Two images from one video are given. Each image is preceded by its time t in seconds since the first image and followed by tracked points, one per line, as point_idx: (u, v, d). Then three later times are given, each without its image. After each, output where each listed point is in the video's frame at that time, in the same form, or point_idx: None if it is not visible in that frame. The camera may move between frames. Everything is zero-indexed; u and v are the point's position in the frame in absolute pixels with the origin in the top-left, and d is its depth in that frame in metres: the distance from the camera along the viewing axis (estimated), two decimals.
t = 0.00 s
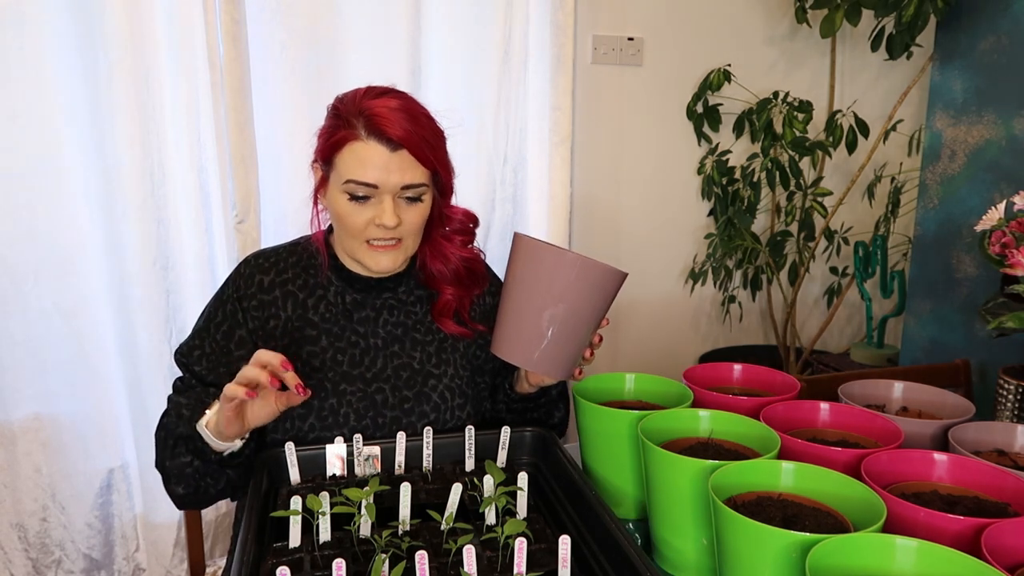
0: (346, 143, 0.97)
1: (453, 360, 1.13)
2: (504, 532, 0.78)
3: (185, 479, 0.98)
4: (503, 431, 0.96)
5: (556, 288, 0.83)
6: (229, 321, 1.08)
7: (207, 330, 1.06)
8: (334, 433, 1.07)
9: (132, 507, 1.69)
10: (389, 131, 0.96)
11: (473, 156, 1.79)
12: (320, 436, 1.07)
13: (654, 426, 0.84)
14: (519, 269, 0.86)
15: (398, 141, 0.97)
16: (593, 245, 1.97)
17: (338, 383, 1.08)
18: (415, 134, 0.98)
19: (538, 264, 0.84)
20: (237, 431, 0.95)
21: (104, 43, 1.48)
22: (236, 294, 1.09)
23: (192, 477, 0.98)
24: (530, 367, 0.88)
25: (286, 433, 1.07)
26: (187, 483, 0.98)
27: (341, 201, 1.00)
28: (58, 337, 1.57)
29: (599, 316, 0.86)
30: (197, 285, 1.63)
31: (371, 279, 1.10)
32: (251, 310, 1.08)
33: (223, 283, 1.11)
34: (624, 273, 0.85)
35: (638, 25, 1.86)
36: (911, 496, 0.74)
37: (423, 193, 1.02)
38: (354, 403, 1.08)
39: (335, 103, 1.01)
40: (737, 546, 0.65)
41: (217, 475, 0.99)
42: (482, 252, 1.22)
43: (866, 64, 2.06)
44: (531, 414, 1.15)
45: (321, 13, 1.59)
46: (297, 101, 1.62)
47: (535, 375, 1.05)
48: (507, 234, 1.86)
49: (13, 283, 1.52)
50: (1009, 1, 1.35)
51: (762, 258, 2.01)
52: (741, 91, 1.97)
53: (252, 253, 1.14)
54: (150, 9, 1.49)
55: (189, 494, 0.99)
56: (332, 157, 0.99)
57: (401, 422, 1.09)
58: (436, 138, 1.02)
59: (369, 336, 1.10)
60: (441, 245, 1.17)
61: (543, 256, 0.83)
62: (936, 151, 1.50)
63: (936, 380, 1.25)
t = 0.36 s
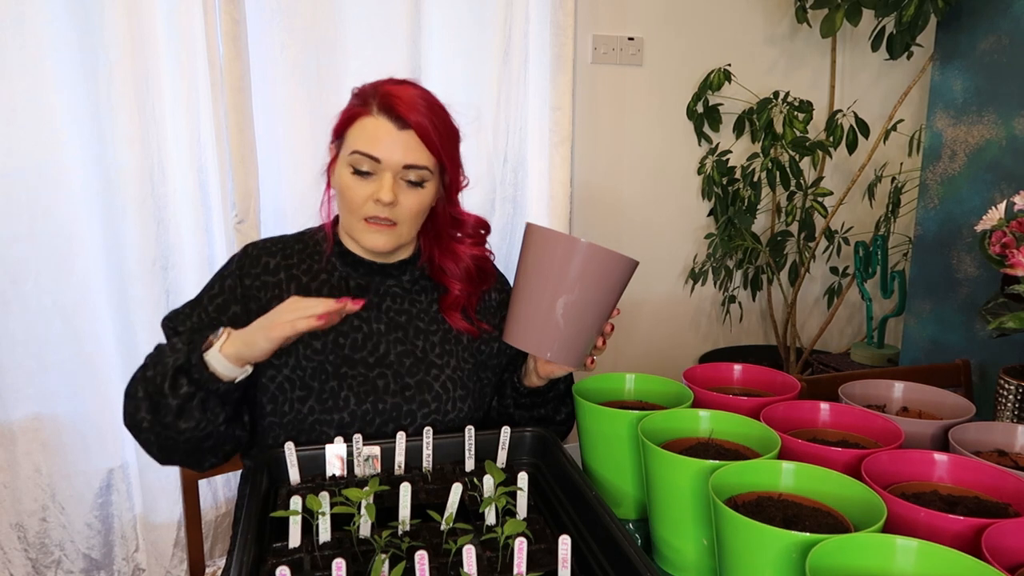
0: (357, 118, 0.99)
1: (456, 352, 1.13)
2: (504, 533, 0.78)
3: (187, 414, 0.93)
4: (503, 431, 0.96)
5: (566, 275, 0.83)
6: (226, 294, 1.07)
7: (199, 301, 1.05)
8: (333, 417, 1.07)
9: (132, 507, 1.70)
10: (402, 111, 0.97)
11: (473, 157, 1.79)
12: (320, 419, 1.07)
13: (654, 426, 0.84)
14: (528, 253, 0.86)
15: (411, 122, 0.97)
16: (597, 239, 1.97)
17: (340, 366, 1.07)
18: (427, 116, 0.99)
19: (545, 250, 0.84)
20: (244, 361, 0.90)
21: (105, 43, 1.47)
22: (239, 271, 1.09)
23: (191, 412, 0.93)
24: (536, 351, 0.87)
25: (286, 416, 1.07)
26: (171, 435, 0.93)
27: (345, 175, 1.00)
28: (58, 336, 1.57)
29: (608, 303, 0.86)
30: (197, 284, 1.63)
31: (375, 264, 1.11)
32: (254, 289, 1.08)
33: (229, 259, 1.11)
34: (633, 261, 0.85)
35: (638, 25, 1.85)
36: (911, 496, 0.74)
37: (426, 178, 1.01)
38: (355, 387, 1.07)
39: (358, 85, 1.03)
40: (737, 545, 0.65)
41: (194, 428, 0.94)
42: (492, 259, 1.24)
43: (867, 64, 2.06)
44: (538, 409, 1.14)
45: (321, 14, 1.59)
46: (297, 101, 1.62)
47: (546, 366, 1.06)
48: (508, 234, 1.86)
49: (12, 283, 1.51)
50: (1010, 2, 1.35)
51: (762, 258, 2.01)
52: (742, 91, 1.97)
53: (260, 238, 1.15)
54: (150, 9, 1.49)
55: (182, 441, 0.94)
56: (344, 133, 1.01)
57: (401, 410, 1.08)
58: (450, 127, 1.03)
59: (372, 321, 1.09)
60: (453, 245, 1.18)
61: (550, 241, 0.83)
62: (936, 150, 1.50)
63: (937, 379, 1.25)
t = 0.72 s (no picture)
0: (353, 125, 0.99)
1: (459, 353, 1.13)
2: (504, 533, 0.78)
3: (213, 394, 0.95)
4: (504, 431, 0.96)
5: (563, 273, 0.83)
6: (236, 285, 1.07)
7: (208, 290, 1.06)
8: (335, 414, 1.06)
9: (132, 507, 1.70)
10: (389, 127, 0.95)
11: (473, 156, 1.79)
12: (323, 416, 1.06)
13: (654, 426, 0.84)
14: (525, 251, 0.86)
15: (398, 140, 0.96)
16: (596, 235, 1.96)
17: (344, 363, 1.08)
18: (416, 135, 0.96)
19: (543, 245, 0.84)
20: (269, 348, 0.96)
21: (105, 43, 1.47)
22: (249, 264, 1.09)
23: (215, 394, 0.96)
24: (530, 347, 0.88)
25: (288, 411, 1.07)
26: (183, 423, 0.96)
27: (335, 183, 1.01)
28: (58, 336, 1.57)
29: (605, 301, 0.86)
30: (197, 284, 1.63)
31: (380, 264, 1.11)
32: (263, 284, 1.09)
33: (240, 250, 1.12)
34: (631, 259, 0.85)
35: (638, 24, 1.86)
36: (911, 496, 0.74)
37: (410, 197, 1.00)
38: (359, 384, 1.08)
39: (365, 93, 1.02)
40: (737, 545, 0.65)
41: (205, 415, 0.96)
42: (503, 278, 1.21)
43: (867, 64, 2.06)
44: (537, 411, 1.14)
45: (321, 13, 1.59)
46: (296, 101, 1.62)
47: (542, 364, 1.07)
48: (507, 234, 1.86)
49: (12, 283, 1.51)
50: (1009, 2, 1.35)
51: (762, 258, 2.01)
52: (741, 91, 1.97)
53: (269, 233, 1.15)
54: (150, 9, 1.49)
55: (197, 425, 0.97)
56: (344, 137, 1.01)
57: (403, 409, 1.08)
58: (447, 146, 1.00)
59: (377, 320, 1.10)
60: (467, 260, 1.15)
61: (550, 235, 0.83)
62: (936, 150, 1.50)
63: (937, 379, 1.25)
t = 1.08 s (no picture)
0: (352, 134, 0.98)
1: (460, 354, 1.13)
2: (504, 533, 0.78)
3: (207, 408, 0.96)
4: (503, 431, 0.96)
5: (561, 272, 0.83)
6: (238, 296, 1.07)
7: (211, 303, 1.06)
8: (337, 417, 1.07)
9: (132, 507, 1.70)
10: (392, 132, 0.95)
11: (473, 156, 1.79)
12: (324, 419, 1.07)
13: (654, 426, 0.84)
14: (523, 251, 0.86)
15: (403, 145, 0.96)
16: (596, 233, 1.96)
17: (345, 366, 1.08)
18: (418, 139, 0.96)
19: (542, 244, 0.84)
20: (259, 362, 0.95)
21: (105, 43, 1.47)
22: (249, 272, 1.09)
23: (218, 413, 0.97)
24: (529, 347, 0.88)
25: (289, 414, 1.07)
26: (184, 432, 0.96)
27: (340, 191, 1.01)
28: (58, 336, 1.57)
29: (603, 301, 0.86)
30: (197, 284, 1.63)
31: (382, 266, 1.11)
32: (263, 289, 1.08)
33: (240, 258, 1.12)
34: (628, 258, 0.85)
35: (638, 25, 1.86)
36: (910, 496, 0.74)
37: (421, 199, 1.01)
38: (359, 387, 1.08)
39: (361, 96, 1.01)
40: (737, 545, 0.65)
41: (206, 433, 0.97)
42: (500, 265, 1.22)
43: (866, 64, 2.06)
44: (537, 411, 1.14)
45: (322, 13, 1.59)
46: (297, 101, 1.62)
47: (542, 364, 1.06)
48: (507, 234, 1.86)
49: (12, 282, 1.51)
50: (1010, 2, 1.35)
51: (762, 258, 2.01)
52: (741, 91, 1.97)
53: (267, 238, 1.15)
54: (151, 9, 1.49)
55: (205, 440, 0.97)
56: (342, 145, 1.00)
57: (404, 411, 1.08)
58: (449, 146, 1.01)
59: (378, 322, 1.10)
60: (462, 251, 1.16)
61: (548, 234, 0.83)
62: (936, 150, 1.50)
63: (937, 379, 1.25)
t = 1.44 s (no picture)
0: (354, 133, 0.98)
1: (462, 355, 1.13)
2: (504, 532, 0.78)
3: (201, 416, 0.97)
4: (503, 431, 0.96)
5: (559, 269, 0.83)
6: (241, 299, 1.07)
7: (216, 307, 1.06)
8: (339, 417, 1.07)
9: (132, 507, 1.70)
10: (393, 131, 0.96)
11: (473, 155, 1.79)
12: (325, 420, 1.07)
13: (654, 426, 0.84)
14: (522, 249, 0.86)
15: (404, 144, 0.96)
16: (595, 231, 1.96)
17: (346, 367, 1.08)
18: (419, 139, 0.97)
19: (540, 242, 0.84)
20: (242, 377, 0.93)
21: (105, 43, 1.47)
22: (251, 274, 1.09)
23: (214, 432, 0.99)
24: (528, 345, 0.88)
25: (292, 416, 1.07)
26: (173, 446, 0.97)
27: (341, 189, 1.01)
28: (58, 337, 1.57)
29: (604, 298, 0.86)
30: (197, 283, 1.63)
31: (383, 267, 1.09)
32: (265, 290, 1.09)
33: (244, 258, 1.12)
34: (628, 255, 0.85)
35: (638, 25, 1.86)
36: (910, 496, 0.74)
37: (421, 199, 1.01)
38: (361, 388, 1.08)
39: (365, 94, 1.02)
40: (736, 545, 0.65)
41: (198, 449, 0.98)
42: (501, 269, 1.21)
43: (866, 64, 2.06)
44: (536, 411, 1.14)
45: (321, 13, 1.59)
46: (297, 101, 1.62)
47: (542, 363, 1.05)
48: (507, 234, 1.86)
49: (13, 283, 1.51)
50: (1009, 2, 1.35)
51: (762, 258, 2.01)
52: (741, 91, 1.97)
53: (270, 239, 1.15)
54: (151, 9, 1.49)
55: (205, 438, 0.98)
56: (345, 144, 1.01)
57: (406, 412, 1.09)
58: (451, 147, 1.00)
59: (379, 323, 1.10)
60: (463, 254, 1.15)
61: (546, 231, 0.83)
62: (936, 150, 1.50)
63: (937, 379, 1.25)
